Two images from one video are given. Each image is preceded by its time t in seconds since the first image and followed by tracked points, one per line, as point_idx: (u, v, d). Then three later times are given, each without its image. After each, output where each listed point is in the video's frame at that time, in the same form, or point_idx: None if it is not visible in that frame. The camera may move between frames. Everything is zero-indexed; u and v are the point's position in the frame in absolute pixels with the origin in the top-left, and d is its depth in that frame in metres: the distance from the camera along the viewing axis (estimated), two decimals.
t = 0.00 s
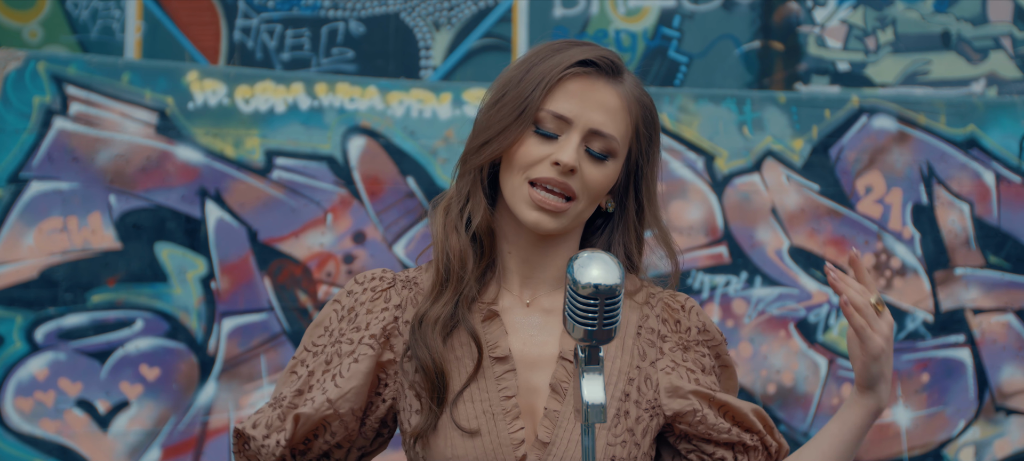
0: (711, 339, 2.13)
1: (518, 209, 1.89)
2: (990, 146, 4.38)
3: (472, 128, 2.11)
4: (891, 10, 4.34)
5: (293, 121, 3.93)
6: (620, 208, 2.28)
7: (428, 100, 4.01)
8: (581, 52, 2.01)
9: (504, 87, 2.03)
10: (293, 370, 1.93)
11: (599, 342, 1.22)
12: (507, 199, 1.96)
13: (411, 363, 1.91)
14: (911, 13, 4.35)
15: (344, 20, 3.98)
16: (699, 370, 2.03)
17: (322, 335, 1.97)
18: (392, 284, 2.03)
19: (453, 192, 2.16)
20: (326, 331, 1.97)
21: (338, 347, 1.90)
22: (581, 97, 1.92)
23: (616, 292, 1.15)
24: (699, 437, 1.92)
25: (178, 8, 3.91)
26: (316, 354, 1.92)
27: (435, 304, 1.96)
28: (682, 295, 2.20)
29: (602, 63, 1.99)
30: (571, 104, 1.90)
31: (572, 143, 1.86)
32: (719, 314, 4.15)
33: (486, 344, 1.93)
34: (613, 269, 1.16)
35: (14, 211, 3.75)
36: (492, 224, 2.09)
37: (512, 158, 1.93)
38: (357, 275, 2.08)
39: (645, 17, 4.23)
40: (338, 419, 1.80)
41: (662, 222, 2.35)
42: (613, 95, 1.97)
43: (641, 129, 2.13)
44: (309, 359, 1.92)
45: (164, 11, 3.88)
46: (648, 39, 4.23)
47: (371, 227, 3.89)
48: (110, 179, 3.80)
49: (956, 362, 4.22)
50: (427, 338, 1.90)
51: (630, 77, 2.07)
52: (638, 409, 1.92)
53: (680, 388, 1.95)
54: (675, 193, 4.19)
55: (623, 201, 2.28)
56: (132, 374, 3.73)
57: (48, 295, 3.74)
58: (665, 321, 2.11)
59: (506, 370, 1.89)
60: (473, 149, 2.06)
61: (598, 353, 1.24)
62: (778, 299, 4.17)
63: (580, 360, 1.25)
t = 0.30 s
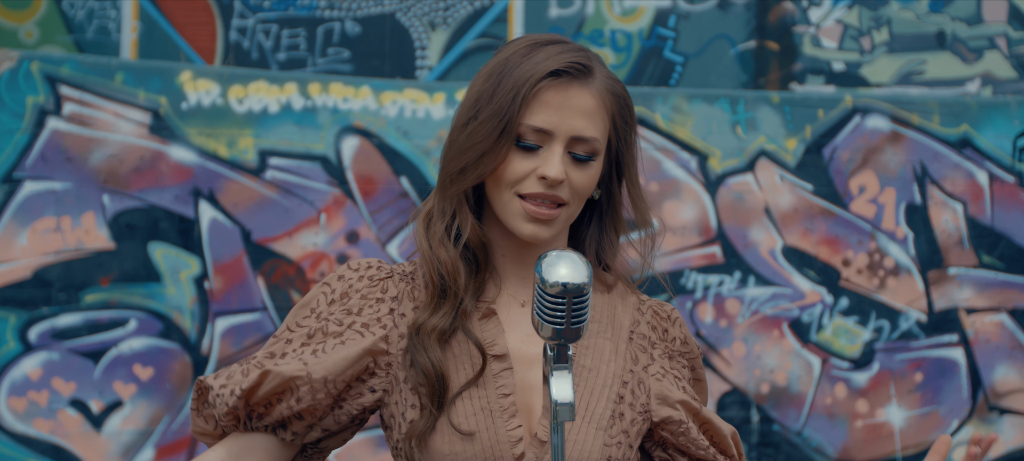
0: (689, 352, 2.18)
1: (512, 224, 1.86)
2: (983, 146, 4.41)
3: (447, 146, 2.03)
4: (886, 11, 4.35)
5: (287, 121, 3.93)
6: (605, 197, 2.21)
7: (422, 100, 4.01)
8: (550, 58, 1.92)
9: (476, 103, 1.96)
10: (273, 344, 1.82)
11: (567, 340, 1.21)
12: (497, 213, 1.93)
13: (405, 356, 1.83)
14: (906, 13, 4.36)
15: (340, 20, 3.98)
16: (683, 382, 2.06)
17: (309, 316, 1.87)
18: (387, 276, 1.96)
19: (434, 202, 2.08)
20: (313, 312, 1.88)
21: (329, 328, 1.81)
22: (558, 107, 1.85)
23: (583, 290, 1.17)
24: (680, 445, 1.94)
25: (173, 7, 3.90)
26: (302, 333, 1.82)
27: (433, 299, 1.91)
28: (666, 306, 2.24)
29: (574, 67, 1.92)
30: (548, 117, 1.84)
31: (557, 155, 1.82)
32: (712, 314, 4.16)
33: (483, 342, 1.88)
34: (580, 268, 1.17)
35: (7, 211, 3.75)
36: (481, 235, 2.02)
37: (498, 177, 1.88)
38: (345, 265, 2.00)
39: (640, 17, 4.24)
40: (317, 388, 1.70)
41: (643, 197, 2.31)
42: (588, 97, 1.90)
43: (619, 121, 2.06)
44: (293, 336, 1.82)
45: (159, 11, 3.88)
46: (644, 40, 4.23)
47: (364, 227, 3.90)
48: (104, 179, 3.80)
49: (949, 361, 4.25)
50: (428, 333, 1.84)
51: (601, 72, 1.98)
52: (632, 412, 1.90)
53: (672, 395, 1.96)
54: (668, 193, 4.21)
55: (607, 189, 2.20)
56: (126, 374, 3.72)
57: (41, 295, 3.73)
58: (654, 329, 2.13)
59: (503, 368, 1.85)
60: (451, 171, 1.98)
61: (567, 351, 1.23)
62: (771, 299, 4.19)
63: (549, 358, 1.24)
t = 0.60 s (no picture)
0: (683, 348, 2.14)
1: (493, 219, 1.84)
2: (992, 145, 4.38)
3: (426, 146, 2.03)
4: (895, 9, 4.33)
5: (294, 121, 3.93)
6: (592, 188, 2.16)
7: (428, 99, 4.01)
8: (519, 49, 1.92)
9: (450, 100, 1.96)
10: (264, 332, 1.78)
11: (546, 338, 1.20)
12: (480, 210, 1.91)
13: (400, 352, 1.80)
14: (915, 12, 4.34)
15: (349, 20, 3.98)
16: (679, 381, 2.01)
17: (301, 310, 1.84)
18: (380, 273, 1.93)
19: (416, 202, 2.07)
20: (305, 305, 1.84)
21: (322, 320, 1.78)
22: (528, 97, 1.85)
23: (561, 288, 1.16)
24: (675, 444, 1.87)
25: (183, 7, 3.91)
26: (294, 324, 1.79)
27: (429, 296, 1.88)
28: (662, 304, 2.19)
29: (542, 56, 1.91)
30: (520, 107, 1.84)
31: (531, 145, 1.81)
32: (719, 313, 4.14)
33: (479, 338, 1.85)
34: (557, 266, 1.16)
35: (15, 211, 3.76)
36: (464, 234, 1.99)
37: (475, 173, 1.87)
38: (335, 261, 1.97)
39: (649, 16, 4.23)
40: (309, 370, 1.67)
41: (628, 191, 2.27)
42: (560, 85, 1.89)
43: (598, 111, 2.04)
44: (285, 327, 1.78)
45: (169, 11, 3.90)
46: (653, 39, 4.22)
47: (370, 227, 3.91)
48: (110, 179, 3.81)
49: (957, 361, 4.22)
50: (425, 331, 1.81)
51: (572, 61, 1.98)
52: (627, 412, 1.86)
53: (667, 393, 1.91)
54: (675, 192, 4.19)
55: (593, 181, 2.16)
56: (133, 373, 3.74)
57: (48, 294, 3.75)
58: (649, 327, 2.08)
59: (500, 364, 1.82)
60: (430, 172, 1.98)
61: (545, 349, 1.22)
62: (778, 298, 4.17)
63: (527, 356, 1.23)
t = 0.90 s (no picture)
0: (691, 338, 2.09)
1: (504, 205, 1.83)
2: None
3: (422, 151, 2.04)
4: (930, 7, 4.26)
5: (324, 121, 3.98)
6: (592, 172, 2.18)
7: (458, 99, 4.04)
8: (506, 39, 1.95)
9: (444, 99, 1.98)
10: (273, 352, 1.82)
11: (545, 337, 1.20)
12: (486, 201, 1.91)
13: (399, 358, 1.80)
14: (950, 10, 4.26)
15: (382, 21, 4.03)
16: (684, 373, 1.96)
17: (306, 326, 1.86)
18: (379, 282, 1.94)
19: (414, 210, 2.07)
20: (310, 322, 1.87)
21: (322, 334, 1.80)
22: (524, 82, 1.88)
23: (559, 287, 1.16)
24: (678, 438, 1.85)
25: (218, 9, 3.99)
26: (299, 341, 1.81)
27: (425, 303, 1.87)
28: (667, 293, 2.14)
29: (530, 43, 1.95)
30: (517, 93, 1.87)
31: (534, 128, 1.83)
32: (751, 313, 4.08)
33: (476, 338, 1.84)
34: (557, 264, 1.16)
35: (51, 211, 3.86)
36: (460, 238, 1.99)
37: (481, 165, 1.87)
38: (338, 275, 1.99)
39: (681, 16, 4.21)
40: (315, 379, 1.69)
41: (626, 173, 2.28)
42: (553, 69, 1.94)
43: (590, 92, 2.07)
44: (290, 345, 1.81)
45: (204, 13, 3.97)
46: (686, 38, 4.19)
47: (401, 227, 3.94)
48: (143, 180, 3.89)
49: (993, 361, 4.12)
50: (420, 339, 1.80)
51: (559, 45, 2.01)
52: (628, 409, 1.84)
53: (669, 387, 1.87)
54: (706, 191, 4.14)
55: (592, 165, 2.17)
56: (166, 372, 3.81)
57: (83, 294, 3.83)
58: (652, 319, 2.03)
59: (498, 362, 1.80)
60: (431, 175, 1.99)
61: (545, 347, 1.22)
62: (810, 298, 4.11)
63: (527, 354, 1.23)
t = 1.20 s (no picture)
0: (712, 328, 2.07)
1: (509, 200, 1.83)
2: None
3: (426, 147, 2.04)
4: (983, 3, 4.10)
5: (371, 121, 4.04)
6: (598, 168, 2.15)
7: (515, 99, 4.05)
8: (511, 33, 1.95)
9: (448, 94, 1.98)
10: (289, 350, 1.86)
11: (559, 332, 1.19)
12: (491, 196, 1.92)
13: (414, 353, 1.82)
14: (1004, 6, 4.10)
15: (432, 21, 4.05)
16: (705, 363, 1.95)
17: (320, 323, 1.90)
18: (393, 281, 1.96)
19: (420, 206, 2.07)
20: (325, 319, 1.90)
21: (337, 332, 1.84)
22: (528, 76, 1.89)
23: (573, 282, 1.14)
24: (704, 426, 1.86)
25: (269, 12, 4.05)
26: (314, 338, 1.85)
27: (437, 298, 1.88)
28: (683, 284, 2.11)
29: (534, 37, 1.95)
30: (522, 87, 1.87)
31: (539, 123, 1.83)
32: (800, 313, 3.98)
33: (490, 336, 1.84)
34: (570, 259, 1.14)
35: (102, 211, 3.95)
36: (467, 233, 1.99)
37: (485, 159, 1.88)
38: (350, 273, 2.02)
39: (731, 14, 4.10)
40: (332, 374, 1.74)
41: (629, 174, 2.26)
42: (557, 64, 1.94)
43: (597, 88, 2.07)
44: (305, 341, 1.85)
45: (255, 15, 4.04)
46: (735, 37, 4.09)
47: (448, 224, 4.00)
48: (192, 180, 3.98)
49: None
50: (434, 341, 1.81)
51: (563, 41, 2.02)
52: (646, 403, 1.83)
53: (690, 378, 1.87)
54: (754, 190, 4.05)
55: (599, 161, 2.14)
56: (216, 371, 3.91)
57: (134, 293, 3.93)
58: (669, 311, 2.02)
59: (515, 360, 1.81)
60: (435, 168, 1.98)
61: (560, 343, 1.21)
62: (860, 298, 3.99)
63: (542, 349, 1.22)
